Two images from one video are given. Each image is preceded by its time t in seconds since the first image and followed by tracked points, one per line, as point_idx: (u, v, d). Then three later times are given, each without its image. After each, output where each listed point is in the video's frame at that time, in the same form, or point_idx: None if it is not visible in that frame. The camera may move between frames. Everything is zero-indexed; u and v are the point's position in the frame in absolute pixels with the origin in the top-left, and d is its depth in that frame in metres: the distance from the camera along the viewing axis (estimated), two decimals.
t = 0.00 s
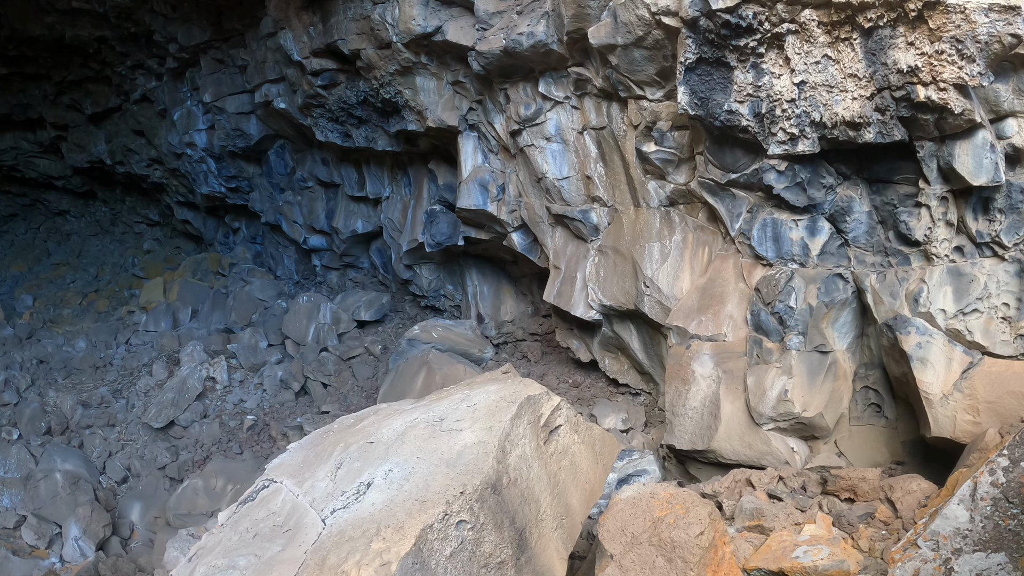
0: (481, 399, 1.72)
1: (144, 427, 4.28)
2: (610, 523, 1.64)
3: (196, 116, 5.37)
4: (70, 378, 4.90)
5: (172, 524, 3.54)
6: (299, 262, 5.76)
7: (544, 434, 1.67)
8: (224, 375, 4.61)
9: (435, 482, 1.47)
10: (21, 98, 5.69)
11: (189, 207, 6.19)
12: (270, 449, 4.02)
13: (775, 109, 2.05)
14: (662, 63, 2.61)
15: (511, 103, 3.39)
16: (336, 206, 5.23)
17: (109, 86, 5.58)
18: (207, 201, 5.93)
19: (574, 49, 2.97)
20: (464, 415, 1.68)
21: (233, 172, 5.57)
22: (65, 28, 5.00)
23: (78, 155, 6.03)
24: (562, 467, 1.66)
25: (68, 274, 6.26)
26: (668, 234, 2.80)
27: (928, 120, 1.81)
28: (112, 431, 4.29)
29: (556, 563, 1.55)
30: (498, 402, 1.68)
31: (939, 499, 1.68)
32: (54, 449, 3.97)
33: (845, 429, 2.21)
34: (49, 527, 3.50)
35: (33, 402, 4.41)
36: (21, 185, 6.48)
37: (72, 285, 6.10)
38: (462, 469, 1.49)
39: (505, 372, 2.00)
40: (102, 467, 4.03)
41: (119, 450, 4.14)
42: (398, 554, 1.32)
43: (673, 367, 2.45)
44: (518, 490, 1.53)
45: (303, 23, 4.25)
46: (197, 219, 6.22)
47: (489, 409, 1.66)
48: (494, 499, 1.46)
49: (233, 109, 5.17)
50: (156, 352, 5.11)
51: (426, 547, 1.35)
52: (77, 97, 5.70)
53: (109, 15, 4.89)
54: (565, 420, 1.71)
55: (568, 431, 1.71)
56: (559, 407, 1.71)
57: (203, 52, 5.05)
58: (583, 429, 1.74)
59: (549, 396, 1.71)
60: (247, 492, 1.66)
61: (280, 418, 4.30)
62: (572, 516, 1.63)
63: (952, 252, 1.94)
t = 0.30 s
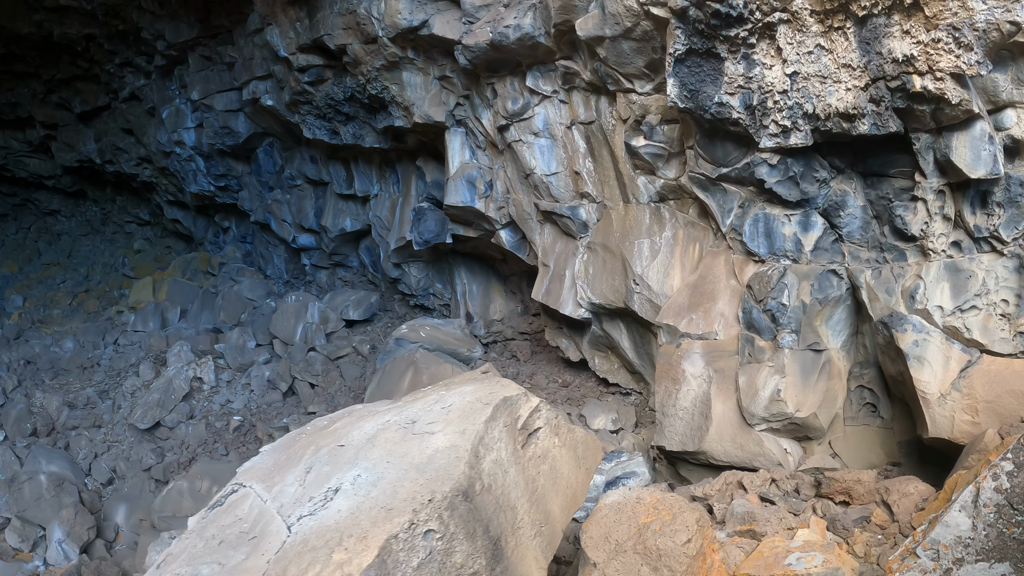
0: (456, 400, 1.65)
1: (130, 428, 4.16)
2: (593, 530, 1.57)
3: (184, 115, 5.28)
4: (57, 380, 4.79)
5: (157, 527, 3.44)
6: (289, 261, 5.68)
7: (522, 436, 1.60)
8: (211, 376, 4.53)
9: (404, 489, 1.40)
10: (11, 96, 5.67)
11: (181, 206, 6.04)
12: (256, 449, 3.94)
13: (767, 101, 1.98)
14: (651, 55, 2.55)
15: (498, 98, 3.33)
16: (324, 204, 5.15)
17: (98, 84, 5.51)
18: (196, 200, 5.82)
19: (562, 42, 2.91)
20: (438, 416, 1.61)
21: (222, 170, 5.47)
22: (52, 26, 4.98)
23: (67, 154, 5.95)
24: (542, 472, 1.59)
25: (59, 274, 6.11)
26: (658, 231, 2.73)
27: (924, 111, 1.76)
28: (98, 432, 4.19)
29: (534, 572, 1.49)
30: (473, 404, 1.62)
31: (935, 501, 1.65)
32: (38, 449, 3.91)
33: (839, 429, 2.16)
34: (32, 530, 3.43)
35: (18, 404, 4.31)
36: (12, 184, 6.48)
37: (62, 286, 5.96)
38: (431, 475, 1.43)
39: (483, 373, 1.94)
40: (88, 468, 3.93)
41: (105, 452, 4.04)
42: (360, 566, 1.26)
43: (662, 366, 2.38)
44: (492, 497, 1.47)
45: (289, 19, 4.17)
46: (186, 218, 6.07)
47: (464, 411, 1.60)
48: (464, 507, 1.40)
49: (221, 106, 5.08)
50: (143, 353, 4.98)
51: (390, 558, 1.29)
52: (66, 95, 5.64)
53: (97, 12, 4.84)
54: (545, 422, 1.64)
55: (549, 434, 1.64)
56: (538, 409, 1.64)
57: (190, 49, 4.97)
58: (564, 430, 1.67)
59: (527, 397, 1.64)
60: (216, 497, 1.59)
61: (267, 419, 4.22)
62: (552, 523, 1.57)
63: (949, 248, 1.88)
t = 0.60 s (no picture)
0: (396, 401, 1.54)
1: (105, 430, 4.01)
2: (553, 544, 1.47)
3: (165, 111, 5.08)
4: (36, 380, 4.61)
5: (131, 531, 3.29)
6: (272, 259, 5.49)
7: (469, 442, 1.51)
8: (189, 376, 4.36)
9: (326, 502, 1.29)
10: None
11: (164, 204, 5.89)
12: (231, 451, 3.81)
13: (750, 83, 1.86)
14: (629, 38, 2.43)
15: (473, 87, 3.20)
16: (306, 201, 5.00)
17: (81, 81, 5.30)
18: (180, 198, 5.64)
19: (538, 27, 2.78)
20: (373, 420, 1.49)
21: (205, 167, 5.30)
22: (33, 21, 4.77)
23: (51, 151, 5.73)
24: (491, 480, 1.52)
25: (43, 273, 5.92)
26: (639, 223, 2.61)
27: (917, 91, 1.65)
28: (74, 433, 4.02)
29: None
30: (413, 406, 1.51)
31: (931, 510, 1.54)
32: (11, 451, 3.69)
33: (828, 431, 2.06)
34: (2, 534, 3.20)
35: None
36: None
37: (46, 285, 5.77)
38: (357, 486, 1.32)
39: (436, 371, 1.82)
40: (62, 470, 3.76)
41: (80, 453, 3.87)
42: None
43: (642, 365, 2.26)
44: (426, 510, 1.37)
45: (265, 9, 4.02)
46: (171, 216, 5.92)
47: (401, 415, 1.49)
48: (390, 522, 1.29)
49: (200, 102, 4.88)
50: (122, 352, 4.80)
51: None
52: (48, 92, 5.42)
53: (75, 6, 4.64)
54: (495, 426, 1.56)
55: (500, 440, 1.57)
56: (489, 413, 1.57)
57: (170, 43, 4.78)
58: (524, 439, 1.60)
59: (475, 399, 1.55)
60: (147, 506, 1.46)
61: (244, 420, 4.07)
62: (503, 537, 1.49)
63: (945, 238, 1.78)
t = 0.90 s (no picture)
0: (343, 421, 1.46)
1: (85, 435, 3.89)
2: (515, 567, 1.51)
3: (148, 112, 4.92)
4: (16, 384, 4.48)
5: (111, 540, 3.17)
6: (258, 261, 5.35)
7: (419, 465, 1.44)
8: (170, 381, 4.27)
9: (262, 531, 1.21)
10: None
11: (150, 205, 5.68)
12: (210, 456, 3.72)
13: (730, 82, 1.79)
14: (608, 36, 2.36)
15: (451, 87, 3.11)
16: (288, 202, 4.89)
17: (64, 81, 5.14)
18: (165, 200, 5.48)
19: (515, 25, 2.69)
20: (318, 441, 1.42)
21: (188, 168, 5.13)
22: (14, 21, 4.57)
23: (36, 152, 5.57)
24: (445, 505, 1.45)
25: (29, 275, 5.82)
26: (619, 226, 2.54)
27: (905, 90, 1.58)
28: (54, 438, 3.89)
29: None
30: (360, 426, 1.42)
31: (919, 527, 1.46)
32: None
33: (813, 442, 1.99)
34: None
35: None
36: None
37: (33, 287, 5.69)
38: (295, 512, 1.24)
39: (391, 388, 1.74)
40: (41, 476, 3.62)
41: (59, 459, 3.75)
42: None
43: (622, 372, 2.19)
44: (370, 539, 1.29)
45: (243, 9, 3.92)
46: (157, 218, 5.71)
47: (347, 436, 1.40)
48: (328, 553, 1.21)
49: (182, 102, 4.73)
50: (105, 356, 4.68)
51: None
52: (32, 93, 5.25)
53: (57, 6, 4.47)
54: (448, 447, 1.49)
55: (454, 461, 1.50)
56: (444, 435, 1.49)
57: (152, 44, 4.64)
58: (482, 462, 1.56)
59: (426, 420, 1.47)
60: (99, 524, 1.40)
61: (224, 426, 3.96)
62: (456, 563, 1.43)
63: (933, 242, 1.71)
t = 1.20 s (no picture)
0: (307, 427, 1.41)
1: (68, 438, 3.83)
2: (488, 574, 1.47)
3: (134, 111, 4.82)
4: None
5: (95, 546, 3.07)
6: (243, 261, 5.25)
7: (385, 473, 1.38)
8: (154, 382, 4.18)
9: (218, 542, 1.15)
10: None
11: (136, 206, 5.58)
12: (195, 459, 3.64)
13: (714, 77, 1.75)
14: (590, 32, 2.30)
15: (433, 85, 3.04)
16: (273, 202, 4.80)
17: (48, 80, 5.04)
18: (150, 200, 5.36)
19: (496, 22, 2.64)
20: (281, 448, 1.36)
21: (173, 168, 5.05)
22: None
23: (21, 151, 5.45)
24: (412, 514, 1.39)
25: (14, 276, 5.68)
26: (603, 226, 2.49)
27: (892, 85, 1.53)
28: (37, 441, 3.83)
29: None
30: (323, 433, 1.37)
31: (906, 533, 1.42)
32: None
33: (799, 445, 1.95)
34: None
35: None
36: None
37: (18, 289, 5.55)
38: (253, 523, 1.19)
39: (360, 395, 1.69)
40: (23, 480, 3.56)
41: (42, 462, 3.68)
42: None
43: (605, 374, 2.13)
44: (331, 550, 1.24)
45: (225, 7, 3.83)
46: (143, 218, 5.60)
47: (309, 443, 1.35)
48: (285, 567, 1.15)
49: (167, 102, 4.64)
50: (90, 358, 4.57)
51: None
52: (18, 92, 5.12)
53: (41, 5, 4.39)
54: (415, 454, 1.43)
55: (421, 469, 1.44)
56: (411, 441, 1.43)
57: (136, 42, 4.55)
58: (453, 470, 1.49)
59: (392, 426, 1.41)
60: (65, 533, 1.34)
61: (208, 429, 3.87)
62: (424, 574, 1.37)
63: (921, 241, 1.67)
